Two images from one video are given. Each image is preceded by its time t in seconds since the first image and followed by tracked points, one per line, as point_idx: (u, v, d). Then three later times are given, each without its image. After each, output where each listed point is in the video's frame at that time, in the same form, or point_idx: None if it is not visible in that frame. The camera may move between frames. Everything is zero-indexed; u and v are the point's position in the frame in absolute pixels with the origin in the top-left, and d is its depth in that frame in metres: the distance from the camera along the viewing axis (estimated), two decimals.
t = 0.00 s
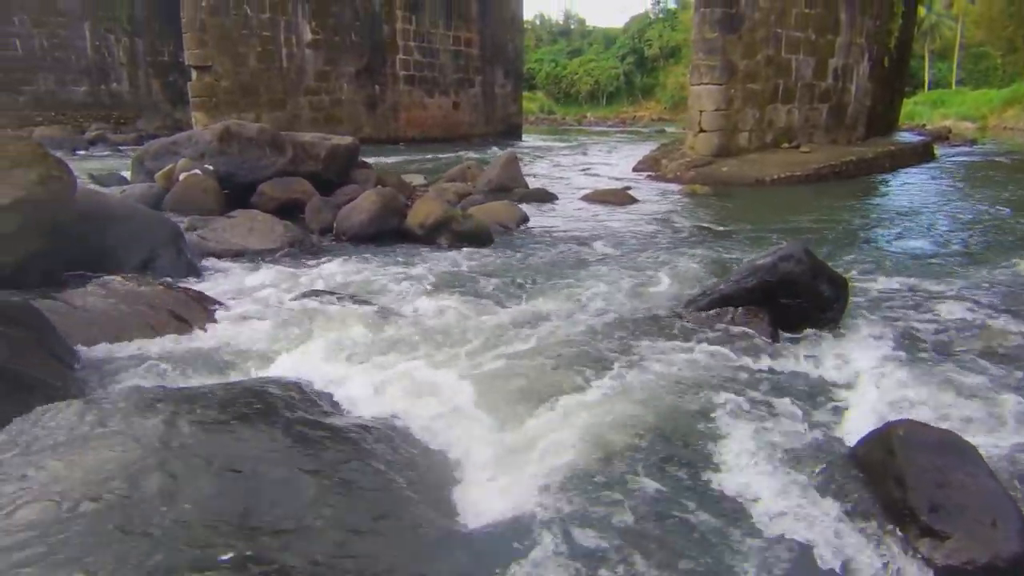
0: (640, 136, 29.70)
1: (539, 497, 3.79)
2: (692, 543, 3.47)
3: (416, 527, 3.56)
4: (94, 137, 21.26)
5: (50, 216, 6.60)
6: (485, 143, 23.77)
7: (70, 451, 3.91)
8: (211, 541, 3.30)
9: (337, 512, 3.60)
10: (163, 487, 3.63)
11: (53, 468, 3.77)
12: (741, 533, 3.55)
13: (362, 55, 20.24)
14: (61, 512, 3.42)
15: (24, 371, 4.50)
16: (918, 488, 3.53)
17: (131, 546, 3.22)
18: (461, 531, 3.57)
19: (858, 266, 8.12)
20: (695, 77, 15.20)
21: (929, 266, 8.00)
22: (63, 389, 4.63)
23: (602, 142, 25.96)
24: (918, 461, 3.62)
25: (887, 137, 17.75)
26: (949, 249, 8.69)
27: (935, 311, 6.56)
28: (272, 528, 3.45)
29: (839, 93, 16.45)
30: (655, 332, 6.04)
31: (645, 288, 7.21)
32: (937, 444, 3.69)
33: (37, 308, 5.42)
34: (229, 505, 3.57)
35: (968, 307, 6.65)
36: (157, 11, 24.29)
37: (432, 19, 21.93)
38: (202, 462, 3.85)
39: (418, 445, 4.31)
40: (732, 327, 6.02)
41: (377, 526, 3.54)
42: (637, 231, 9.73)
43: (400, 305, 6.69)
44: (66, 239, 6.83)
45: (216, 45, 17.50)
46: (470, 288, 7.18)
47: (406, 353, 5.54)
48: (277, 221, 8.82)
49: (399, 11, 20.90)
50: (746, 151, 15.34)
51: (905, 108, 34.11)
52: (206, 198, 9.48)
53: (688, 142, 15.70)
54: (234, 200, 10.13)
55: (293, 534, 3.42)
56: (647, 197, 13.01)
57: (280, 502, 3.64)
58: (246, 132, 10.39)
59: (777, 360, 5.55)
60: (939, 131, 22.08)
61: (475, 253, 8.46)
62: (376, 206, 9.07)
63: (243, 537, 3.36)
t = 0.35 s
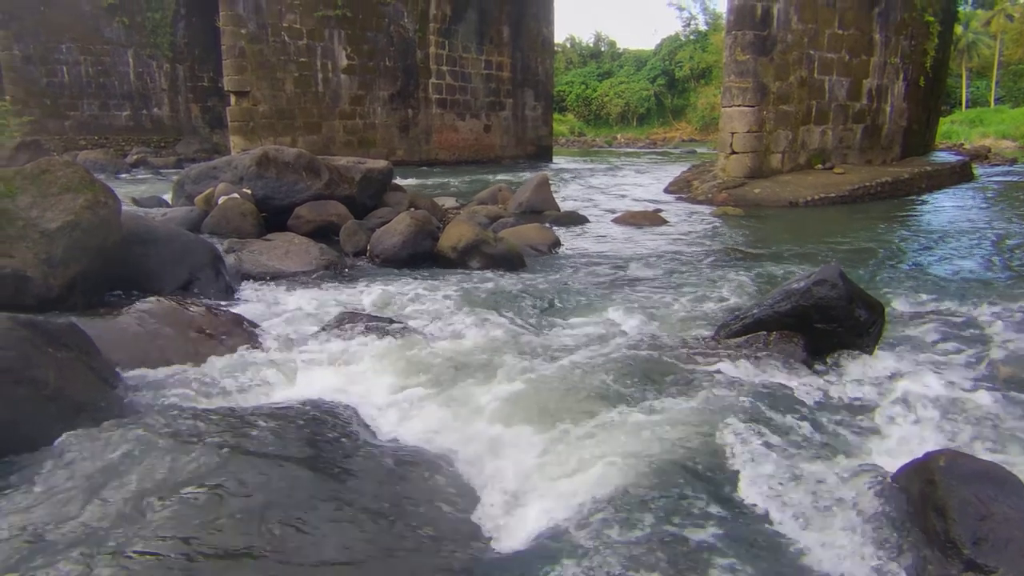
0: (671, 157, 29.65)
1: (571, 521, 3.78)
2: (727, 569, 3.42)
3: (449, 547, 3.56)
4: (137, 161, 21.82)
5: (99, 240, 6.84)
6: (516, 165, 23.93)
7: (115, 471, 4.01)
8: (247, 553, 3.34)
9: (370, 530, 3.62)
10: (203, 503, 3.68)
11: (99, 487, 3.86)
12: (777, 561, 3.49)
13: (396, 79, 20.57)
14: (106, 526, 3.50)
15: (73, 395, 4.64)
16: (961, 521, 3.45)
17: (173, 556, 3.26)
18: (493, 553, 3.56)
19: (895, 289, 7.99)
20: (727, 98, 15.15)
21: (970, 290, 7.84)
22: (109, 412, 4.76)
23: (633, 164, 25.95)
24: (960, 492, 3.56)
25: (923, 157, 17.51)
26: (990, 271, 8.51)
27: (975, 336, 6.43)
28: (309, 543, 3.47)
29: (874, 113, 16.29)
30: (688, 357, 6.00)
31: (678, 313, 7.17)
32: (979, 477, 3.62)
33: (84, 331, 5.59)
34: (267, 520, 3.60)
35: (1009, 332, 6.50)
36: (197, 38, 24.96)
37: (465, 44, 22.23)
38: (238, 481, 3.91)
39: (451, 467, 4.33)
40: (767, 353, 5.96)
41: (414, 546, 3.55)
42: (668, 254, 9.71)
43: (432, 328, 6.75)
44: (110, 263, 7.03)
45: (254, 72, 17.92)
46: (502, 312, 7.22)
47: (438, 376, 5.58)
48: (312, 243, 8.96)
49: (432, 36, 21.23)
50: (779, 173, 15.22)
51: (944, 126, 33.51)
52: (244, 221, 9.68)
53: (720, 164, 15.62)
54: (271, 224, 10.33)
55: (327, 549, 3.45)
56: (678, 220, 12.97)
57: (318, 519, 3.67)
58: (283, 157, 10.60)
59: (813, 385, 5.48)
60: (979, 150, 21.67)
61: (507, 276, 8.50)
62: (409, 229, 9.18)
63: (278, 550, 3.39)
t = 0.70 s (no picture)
0: (697, 176, 29.58)
1: (597, 545, 3.75)
2: None
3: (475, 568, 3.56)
4: (169, 182, 22.25)
5: (133, 261, 7.05)
6: (540, 184, 24.03)
7: (147, 487, 4.08)
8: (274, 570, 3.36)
9: (396, 550, 3.63)
10: (233, 516, 3.72)
11: (132, 500, 3.92)
12: None
13: (423, 100, 20.82)
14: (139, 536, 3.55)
15: (106, 412, 4.74)
16: (997, 552, 3.38)
17: (205, 570, 3.29)
18: None
19: (927, 309, 7.87)
20: (753, 118, 15.10)
21: (1003, 310, 7.70)
22: (140, 430, 4.85)
23: (659, 183, 25.93)
24: (996, 522, 3.48)
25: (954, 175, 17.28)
26: None
27: (1010, 359, 6.31)
28: (333, 563, 3.47)
29: (902, 131, 16.14)
30: (715, 379, 5.95)
31: (704, 333, 7.12)
32: (1016, 506, 3.54)
33: (118, 351, 5.69)
34: (296, 538, 3.63)
35: None
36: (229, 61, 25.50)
37: (490, 65, 22.48)
38: (265, 498, 3.94)
39: (477, 488, 4.33)
40: (795, 375, 5.90)
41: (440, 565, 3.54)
42: (694, 273, 9.67)
43: (458, 348, 6.78)
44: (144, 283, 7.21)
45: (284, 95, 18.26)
46: (527, 332, 7.24)
47: (464, 397, 5.60)
48: (339, 264, 9.07)
49: (458, 57, 21.51)
50: (806, 191, 15.10)
51: (976, 143, 33.03)
52: (273, 242, 9.83)
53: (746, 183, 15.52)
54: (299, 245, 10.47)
55: (353, 568, 3.46)
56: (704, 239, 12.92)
57: (342, 537, 3.69)
58: (312, 178, 10.77)
59: (842, 408, 5.40)
60: (1012, 167, 21.33)
61: (532, 296, 8.53)
62: (435, 249, 9.25)
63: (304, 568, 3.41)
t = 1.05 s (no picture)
0: (713, 190, 29.49)
1: (614, 565, 3.73)
2: None
3: None
4: (189, 198, 22.54)
5: (159, 277, 7.18)
6: (557, 199, 24.12)
7: (170, 501, 4.14)
8: None
9: (412, 567, 3.63)
10: (256, 535, 3.73)
11: (151, 518, 3.96)
12: None
13: (440, 115, 20.98)
14: (162, 553, 3.60)
15: (130, 426, 4.81)
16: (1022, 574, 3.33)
17: None
18: None
19: (949, 323, 7.79)
20: (770, 132, 15.08)
21: None
22: (165, 443, 4.90)
23: (676, 196, 25.89)
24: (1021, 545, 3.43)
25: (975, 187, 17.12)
26: None
27: None
28: None
29: (921, 143, 16.04)
30: (735, 395, 5.92)
31: (723, 349, 7.09)
32: None
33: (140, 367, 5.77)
34: (320, 552, 3.65)
35: None
36: (249, 78, 25.84)
37: (507, 80, 22.62)
38: (284, 515, 3.96)
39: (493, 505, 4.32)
40: (814, 390, 5.87)
41: None
42: (711, 288, 9.64)
43: (475, 363, 6.80)
44: (166, 299, 7.31)
45: (304, 111, 18.48)
46: (544, 347, 7.25)
47: (481, 412, 5.61)
48: (357, 278, 9.14)
49: (476, 73, 21.64)
50: (825, 205, 15.00)
51: (996, 154, 32.72)
52: (292, 257, 9.93)
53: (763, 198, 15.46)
54: (318, 260, 10.57)
55: None
56: (721, 253, 12.88)
57: (361, 554, 3.69)
58: (330, 194, 10.90)
59: (863, 424, 5.35)
60: None
61: (550, 310, 8.54)
62: (453, 264, 9.31)
63: None
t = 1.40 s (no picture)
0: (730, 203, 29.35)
1: None
2: None
3: None
4: (208, 212, 22.83)
5: (177, 291, 7.27)
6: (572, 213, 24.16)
7: (186, 515, 4.17)
8: None
9: None
10: (271, 549, 3.77)
11: (168, 531, 4.01)
12: None
13: (456, 131, 21.12)
14: (175, 569, 3.63)
15: (147, 441, 4.83)
16: None
17: None
18: None
19: (969, 339, 7.69)
20: (786, 146, 15.05)
21: None
22: (182, 457, 4.94)
23: (692, 210, 25.82)
24: None
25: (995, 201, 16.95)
26: None
27: None
28: None
29: (940, 156, 15.92)
30: (751, 411, 5.88)
31: (740, 365, 7.05)
32: None
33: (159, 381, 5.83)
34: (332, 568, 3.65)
35: None
36: (268, 94, 26.13)
37: (523, 96, 22.71)
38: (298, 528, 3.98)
39: (507, 520, 4.32)
40: (833, 407, 5.82)
41: None
42: (728, 303, 9.60)
43: (490, 378, 6.81)
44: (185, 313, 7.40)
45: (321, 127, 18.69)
46: (560, 362, 7.25)
47: (496, 427, 5.62)
48: (374, 293, 9.20)
49: (492, 88, 21.74)
50: (842, 219, 14.92)
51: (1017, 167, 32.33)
52: (309, 271, 10.01)
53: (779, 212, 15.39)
54: (335, 275, 10.66)
55: None
56: (737, 267, 12.84)
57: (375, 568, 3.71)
58: (348, 209, 11.00)
59: (882, 440, 5.31)
60: None
61: (565, 325, 8.54)
62: (469, 279, 9.35)
63: None
